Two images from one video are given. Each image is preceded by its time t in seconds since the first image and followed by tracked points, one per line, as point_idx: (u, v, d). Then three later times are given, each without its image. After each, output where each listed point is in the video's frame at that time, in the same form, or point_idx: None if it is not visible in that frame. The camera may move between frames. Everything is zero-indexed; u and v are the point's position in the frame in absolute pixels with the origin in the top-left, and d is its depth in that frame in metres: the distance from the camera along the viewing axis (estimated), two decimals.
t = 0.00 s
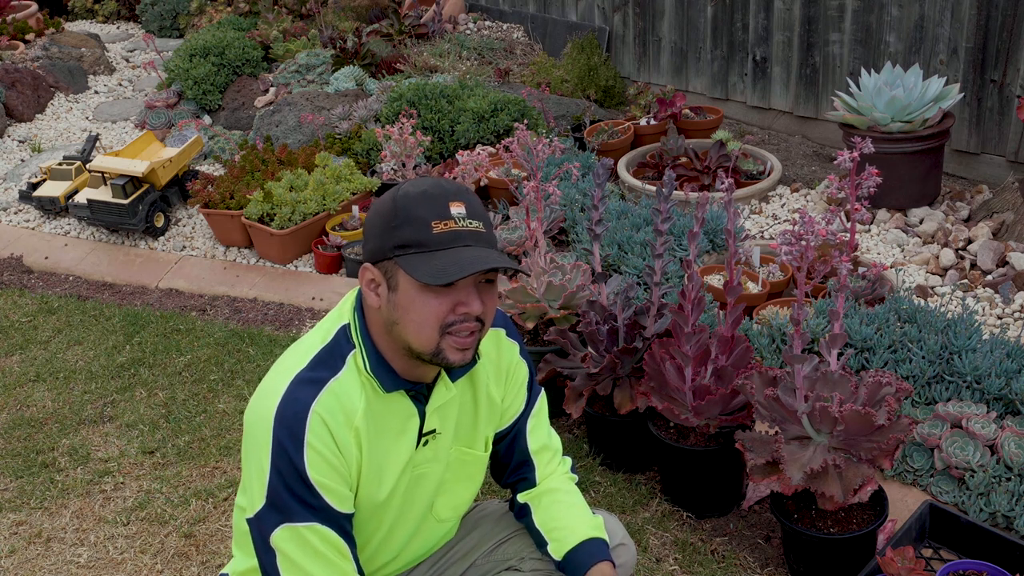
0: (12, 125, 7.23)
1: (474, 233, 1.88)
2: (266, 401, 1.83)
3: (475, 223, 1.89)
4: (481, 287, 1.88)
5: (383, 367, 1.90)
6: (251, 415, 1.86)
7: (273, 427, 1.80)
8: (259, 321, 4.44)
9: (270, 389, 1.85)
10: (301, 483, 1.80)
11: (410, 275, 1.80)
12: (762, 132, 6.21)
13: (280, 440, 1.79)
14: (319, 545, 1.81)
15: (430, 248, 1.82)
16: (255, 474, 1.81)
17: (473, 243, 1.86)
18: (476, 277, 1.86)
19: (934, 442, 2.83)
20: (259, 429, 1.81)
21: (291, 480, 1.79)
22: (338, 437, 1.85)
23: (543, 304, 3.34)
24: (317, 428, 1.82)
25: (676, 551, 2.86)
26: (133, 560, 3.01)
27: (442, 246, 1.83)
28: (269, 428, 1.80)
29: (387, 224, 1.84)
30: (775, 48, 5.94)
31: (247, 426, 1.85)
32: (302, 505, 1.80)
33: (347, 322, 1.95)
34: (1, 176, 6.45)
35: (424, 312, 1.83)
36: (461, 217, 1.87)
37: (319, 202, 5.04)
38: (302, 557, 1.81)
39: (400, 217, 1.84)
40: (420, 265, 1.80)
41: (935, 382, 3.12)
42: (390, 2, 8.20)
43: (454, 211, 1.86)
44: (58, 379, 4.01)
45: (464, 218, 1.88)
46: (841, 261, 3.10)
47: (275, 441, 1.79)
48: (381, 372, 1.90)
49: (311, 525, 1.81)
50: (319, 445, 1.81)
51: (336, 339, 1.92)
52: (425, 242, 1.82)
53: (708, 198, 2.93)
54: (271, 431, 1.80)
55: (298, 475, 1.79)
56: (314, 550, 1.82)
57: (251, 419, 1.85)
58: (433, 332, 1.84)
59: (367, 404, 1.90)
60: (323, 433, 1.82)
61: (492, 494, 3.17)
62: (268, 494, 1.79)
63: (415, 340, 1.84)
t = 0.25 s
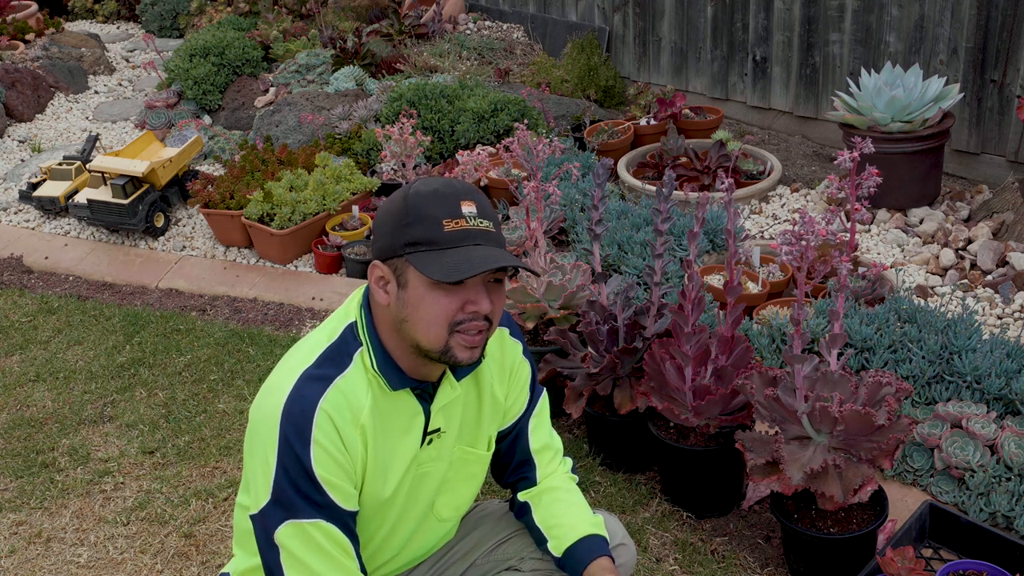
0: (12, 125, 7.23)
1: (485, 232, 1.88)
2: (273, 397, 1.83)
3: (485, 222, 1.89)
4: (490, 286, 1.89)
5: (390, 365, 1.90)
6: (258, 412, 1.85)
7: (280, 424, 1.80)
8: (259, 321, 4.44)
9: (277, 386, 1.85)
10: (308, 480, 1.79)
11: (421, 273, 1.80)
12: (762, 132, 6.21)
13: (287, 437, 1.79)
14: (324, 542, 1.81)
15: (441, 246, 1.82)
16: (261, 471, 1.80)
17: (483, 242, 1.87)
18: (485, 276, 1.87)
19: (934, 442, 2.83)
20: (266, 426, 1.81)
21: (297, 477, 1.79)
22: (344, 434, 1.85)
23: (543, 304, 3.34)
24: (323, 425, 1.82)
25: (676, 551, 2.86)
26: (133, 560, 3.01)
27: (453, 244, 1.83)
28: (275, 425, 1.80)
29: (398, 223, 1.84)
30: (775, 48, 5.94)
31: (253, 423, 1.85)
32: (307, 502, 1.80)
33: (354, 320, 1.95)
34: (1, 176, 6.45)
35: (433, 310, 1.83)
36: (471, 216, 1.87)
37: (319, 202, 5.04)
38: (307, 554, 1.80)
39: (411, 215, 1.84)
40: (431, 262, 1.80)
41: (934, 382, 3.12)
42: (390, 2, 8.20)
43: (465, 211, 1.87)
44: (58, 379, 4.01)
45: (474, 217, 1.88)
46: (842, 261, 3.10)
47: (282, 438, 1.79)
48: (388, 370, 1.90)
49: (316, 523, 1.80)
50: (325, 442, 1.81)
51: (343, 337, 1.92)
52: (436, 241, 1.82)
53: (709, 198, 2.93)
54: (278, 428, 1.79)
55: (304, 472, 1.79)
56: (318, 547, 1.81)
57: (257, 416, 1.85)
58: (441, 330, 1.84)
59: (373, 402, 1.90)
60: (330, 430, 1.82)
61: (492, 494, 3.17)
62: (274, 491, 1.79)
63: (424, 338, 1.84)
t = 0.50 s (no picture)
0: (12, 125, 7.23)
1: (490, 231, 1.89)
2: (277, 394, 1.83)
3: (491, 221, 1.90)
4: (494, 286, 1.89)
5: (394, 363, 1.90)
6: (261, 408, 1.85)
7: (285, 420, 1.79)
8: (259, 321, 4.44)
9: (281, 382, 1.84)
10: (312, 477, 1.79)
11: (427, 270, 1.80)
12: (762, 132, 6.21)
13: (292, 434, 1.78)
14: (327, 539, 1.81)
15: (447, 244, 1.82)
16: (264, 467, 1.80)
17: (488, 241, 1.87)
18: (490, 275, 1.87)
19: (934, 442, 2.83)
20: (270, 422, 1.80)
21: (301, 474, 1.78)
22: (348, 431, 1.84)
23: (543, 304, 3.35)
24: (328, 421, 1.81)
25: (676, 551, 2.86)
26: (133, 560, 3.01)
27: (459, 242, 1.83)
28: (280, 421, 1.79)
29: (404, 221, 1.85)
30: (774, 48, 5.94)
31: (257, 419, 1.84)
32: (311, 499, 1.80)
33: (358, 318, 1.95)
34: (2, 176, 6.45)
35: (438, 308, 1.83)
36: (477, 215, 1.88)
37: (319, 202, 5.04)
38: (309, 551, 1.79)
39: (417, 213, 1.84)
40: (437, 260, 1.81)
41: (934, 382, 3.12)
42: (390, 2, 8.20)
43: (471, 209, 1.88)
44: (58, 379, 4.01)
45: (480, 216, 1.89)
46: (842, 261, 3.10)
47: (286, 434, 1.78)
48: (392, 368, 1.90)
49: (320, 519, 1.80)
50: (329, 439, 1.81)
51: (348, 335, 1.92)
52: (442, 238, 1.82)
53: (709, 198, 2.93)
54: (283, 424, 1.79)
55: (308, 469, 1.79)
56: (321, 544, 1.81)
57: (261, 412, 1.84)
58: (446, 328, 1.84)
59: (377, 400, 1.90)
60: (334, 427, 1.82)
61: (492, 493, 3.17)
62: (278, 487, 1.78)
63: (429, 335, 1.84)
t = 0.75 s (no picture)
0: (12, 125, 7.23)
1: (490, 231, 1.89)
2: (278, 392, 1.83)
3: (491, 221, 1.90)
4: (495, 285, 1.89)
5: (395, 363, 1.90)
6: (262, 407, 1.85)
7: (286, 419, 1.79)
8: (259, 321, 4.44)
9: (282, 381, 1.84)
10: (312, 476, 1.79)
11: (428, 269, 1.80)
12: (762, 132, 6.21)
13: (293, 433, 1.78)
14: (327, 538, 1.81)
15: (448, 243, 1.82)
16: (265, 466, 1.79)
17: (489, 240, 1.87)
18: (490, 274, 1.87)
19: (934, 442, 2.83)
20: (271, 421, 1.80)
21: (301, 472, 1.78)
22: (349, 430, 1.84)
23: (543, 304, 3.35)
24: (328, 420, 1.81)
25: (676, 551, 2.86)
26: (133, 560, 3.01)
27: (460, 241, 1.83)
28: (280, 420, 1.79)
29: (405, 220, 1.85)
30: (775, 48, 5.94)
31: (258, 418, 1.84)
32: (312, 497, 1.80)
33: (359, 318, 1.95)
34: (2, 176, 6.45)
35: (439, 307, 1.83)
36: (478, 214, 1.88)
37: (319, 202, 5.04)
38: (310, 549, 1.79)
39: (418, 212, 1.84)
40: (437, 259, 1.81)
41: (934, 382, 3.12)
42: (390, 2, 8.20)
43: (472, 209, 1.88)
44: (58, 379, 4.01)
45: (481, 215, 1.89)
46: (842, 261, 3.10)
47: (287, 433, 1.78)
48: (393, 367, 1.90)
49: (320, 518, 1.80)
50: (330, 437, 1.80)
51: (348, 334, 1.92)
52: (443, 238, 1.82)
53: (709, 198, 2.93)
54: (284, 423, 1.79)
55: (309, 467, 1.78)
56: (322, 543, 1.80)
57: (261, 411, 1.84)
58: (447, 327, 1.84)
59: (377, 399, 1.90)
60: (335, 425, 1.82)
61: (492, 494, 3.17)
62: (278, 486, 1.78)
63: (429, 335, 1.84)
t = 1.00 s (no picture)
0: (12, 125, 7.23)
1: (491, 231, 1.89)
2: (278, 392, 1.83)
3: (491, 221, 1.90)
4: (495, 285, 1.89)
5: (395, 363, 1.90)
6: (262, 406, 1.85)
7: (287, 419, 1.79)
8: (259, 321, 4.44)
9: (283, 381, 1.84)
10: (313, 475, 1.79)
11: (428, 269, 1.80)
12: (762, 132, 6.21)
13: (293, 432, 1.78)
14: (327, 537, 1.80)
15: (448, 243, 1.82)
16: (265, 466, 1.79)
17: (489, 240, 1.87)
18: (491, 274, 1.87)
19: (934, 442, 2.83)
20: (272, 420, 1.80)
21: (302, 472, 1.78)
22: (349, 429, 1.84)
23: (543, 304, 3.35)
24: (329, 420, 1.81)
25: (676, 551, 2.86)
26: (133, 560, 3.01)
27: (460, 241, 1.83)
28: (281, 420, 1.79)
29: (405, 220, 1.85)
30: (775, 48, 5.94)
31: (258, 417, 1.84)
32: (312, 497, 1.79)
33: (360, 317, 1.95)
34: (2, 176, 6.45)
35: (439, 307, 1.83)
36: (478, 214, 1.88)
37: (319, 202, 5.04)
38: (310, 549, 1.79)
39: (419, 212, 1.84)
40: (437, 259, 1.81)
41: (935, 382, 3.12)
42: (390, 2, 8.20)
43: (472, 209, 1.88)
44: (58, 379, 4.01)
45: (481, 215, 1.89)
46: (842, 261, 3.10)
47: (288, 432, 1.78)
48: (393, 367, 1.90)
49: (320, 518, 1.80)
50: (331, 437, 1.80)
51: (349, 334, 1.92)
52: (443, 238, 1.82)
53: (708, 198, 2.93)
54: (284, 422, 1.79)
55: (310, 467, 1.78)
56: (322, 542, 1.80)
57: (262, 411, 1.84)
58: (447, 327, 1.84)
59: (378, 399, 1.90)
60: (336, 425, 1.82)
61: (492, 494, 3.17)
62: (279, 485, 1.78)
63: (430, 335, 1.83)
